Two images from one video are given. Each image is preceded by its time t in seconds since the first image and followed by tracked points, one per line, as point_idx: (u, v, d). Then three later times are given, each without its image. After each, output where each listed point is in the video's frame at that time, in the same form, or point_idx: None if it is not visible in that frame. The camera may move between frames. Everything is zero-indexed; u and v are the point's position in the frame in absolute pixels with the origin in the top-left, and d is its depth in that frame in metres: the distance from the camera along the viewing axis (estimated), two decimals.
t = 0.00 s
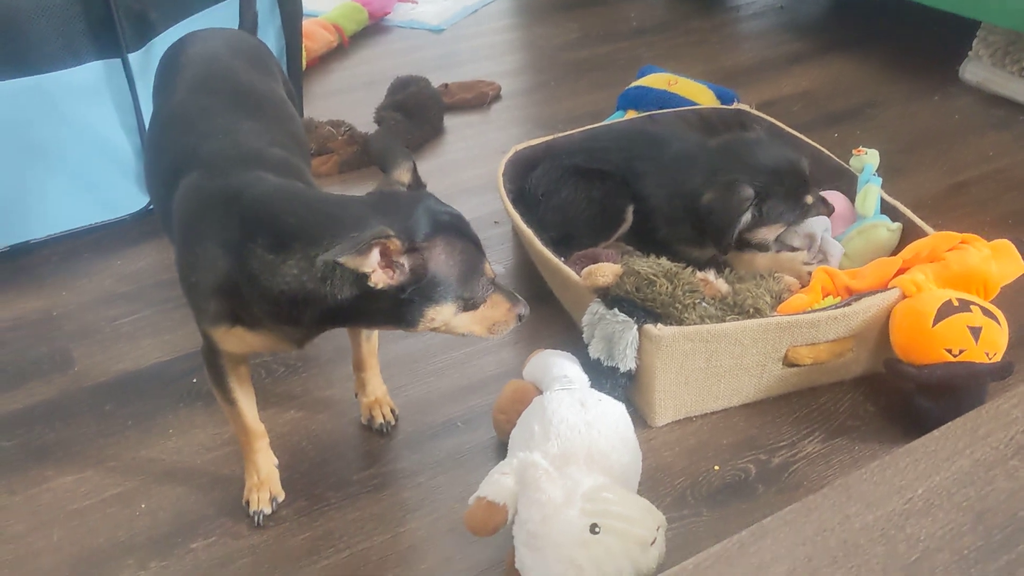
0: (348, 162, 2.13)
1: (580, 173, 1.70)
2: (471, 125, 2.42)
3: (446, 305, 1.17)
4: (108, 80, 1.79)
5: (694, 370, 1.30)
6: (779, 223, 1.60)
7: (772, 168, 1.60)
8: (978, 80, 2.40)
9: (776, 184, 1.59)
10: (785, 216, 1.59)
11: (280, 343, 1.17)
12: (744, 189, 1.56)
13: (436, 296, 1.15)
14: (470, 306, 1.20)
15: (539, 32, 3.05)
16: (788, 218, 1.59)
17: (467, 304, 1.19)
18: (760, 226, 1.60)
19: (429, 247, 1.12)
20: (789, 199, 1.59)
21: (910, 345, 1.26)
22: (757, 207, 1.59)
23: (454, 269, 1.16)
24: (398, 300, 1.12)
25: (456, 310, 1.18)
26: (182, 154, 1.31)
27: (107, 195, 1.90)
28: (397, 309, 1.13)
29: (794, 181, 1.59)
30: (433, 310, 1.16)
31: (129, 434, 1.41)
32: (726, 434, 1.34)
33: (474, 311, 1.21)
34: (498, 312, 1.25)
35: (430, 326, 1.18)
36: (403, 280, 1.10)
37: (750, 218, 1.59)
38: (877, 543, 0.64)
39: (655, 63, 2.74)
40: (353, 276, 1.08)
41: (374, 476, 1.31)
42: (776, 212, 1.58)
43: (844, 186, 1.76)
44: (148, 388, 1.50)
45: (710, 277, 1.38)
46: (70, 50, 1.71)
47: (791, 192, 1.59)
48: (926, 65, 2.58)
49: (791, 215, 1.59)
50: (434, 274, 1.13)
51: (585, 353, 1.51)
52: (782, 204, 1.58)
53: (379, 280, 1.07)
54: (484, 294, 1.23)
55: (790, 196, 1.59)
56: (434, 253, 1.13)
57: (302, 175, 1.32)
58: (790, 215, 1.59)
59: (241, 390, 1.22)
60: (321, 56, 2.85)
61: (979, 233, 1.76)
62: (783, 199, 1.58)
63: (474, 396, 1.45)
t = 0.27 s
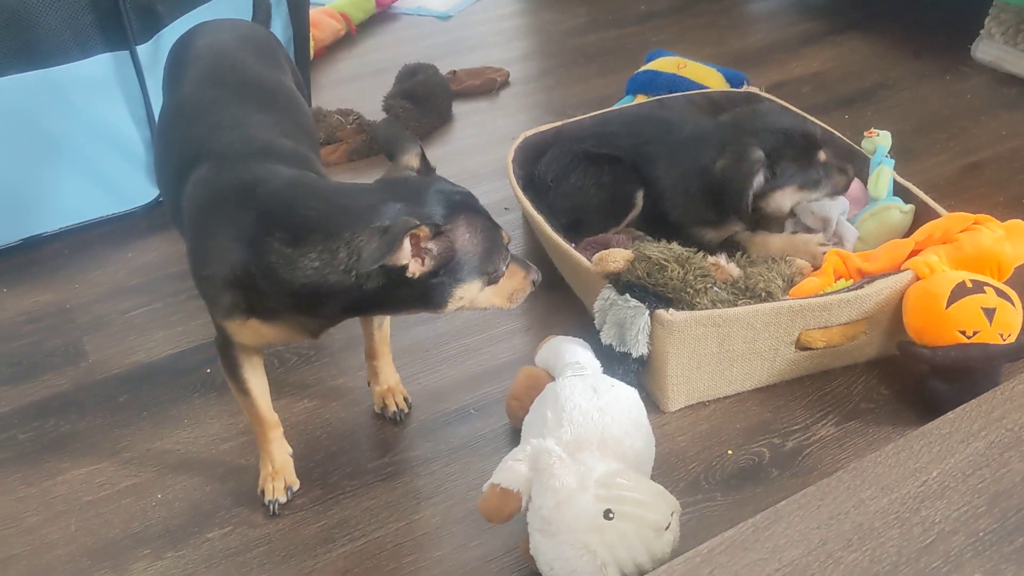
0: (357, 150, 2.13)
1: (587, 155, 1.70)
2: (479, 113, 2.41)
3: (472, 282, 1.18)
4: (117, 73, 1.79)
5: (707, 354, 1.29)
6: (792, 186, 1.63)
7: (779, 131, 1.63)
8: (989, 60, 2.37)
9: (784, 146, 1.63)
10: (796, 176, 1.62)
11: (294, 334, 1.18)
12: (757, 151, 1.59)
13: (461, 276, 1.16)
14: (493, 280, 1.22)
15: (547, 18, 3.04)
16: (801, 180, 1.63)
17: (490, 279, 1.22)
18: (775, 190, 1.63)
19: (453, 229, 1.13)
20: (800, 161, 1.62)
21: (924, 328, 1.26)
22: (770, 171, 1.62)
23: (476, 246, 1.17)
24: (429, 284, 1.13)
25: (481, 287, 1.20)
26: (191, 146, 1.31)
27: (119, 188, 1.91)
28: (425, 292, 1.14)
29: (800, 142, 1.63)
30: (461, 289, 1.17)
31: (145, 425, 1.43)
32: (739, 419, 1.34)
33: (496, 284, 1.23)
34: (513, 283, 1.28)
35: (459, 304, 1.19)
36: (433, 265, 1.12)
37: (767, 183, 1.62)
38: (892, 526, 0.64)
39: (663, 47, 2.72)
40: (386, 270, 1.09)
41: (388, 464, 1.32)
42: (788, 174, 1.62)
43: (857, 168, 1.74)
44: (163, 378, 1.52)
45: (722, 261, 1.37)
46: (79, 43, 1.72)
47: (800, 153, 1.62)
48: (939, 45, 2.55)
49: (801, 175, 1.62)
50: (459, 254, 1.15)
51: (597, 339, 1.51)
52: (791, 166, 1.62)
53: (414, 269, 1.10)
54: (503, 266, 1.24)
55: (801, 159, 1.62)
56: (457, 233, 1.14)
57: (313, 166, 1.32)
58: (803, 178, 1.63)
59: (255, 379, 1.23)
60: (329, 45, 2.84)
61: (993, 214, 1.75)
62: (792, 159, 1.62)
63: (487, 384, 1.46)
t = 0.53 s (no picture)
0: (357, 147, 2.12)
1: (582, 149, 1.72)
2: (479, 108, 2.41)
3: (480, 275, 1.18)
4: (117, 71, 1.79)
5: (709, 348, 1.29)
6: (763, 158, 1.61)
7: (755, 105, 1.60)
8: (991, 50, 2.37)
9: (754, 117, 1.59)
10: (767, 146, 1.60)
11: (298, 331, 1.17)
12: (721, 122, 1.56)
13: (470, 268, 1.16)
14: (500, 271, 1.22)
15: (546, 13, 3.03)
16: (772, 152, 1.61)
17: (498, 271, 1.22)
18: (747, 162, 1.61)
19: (461, 222, 1.13)
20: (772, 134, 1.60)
21: (926, 320, 1.25)
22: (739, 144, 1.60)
23: (483, 239, 1.18)
24: (439, 278, 1.14)
25: (489, 279, 1.21)
26: (192, 145, 1.31)
27: (119, 186, 1.91)
28: (435, 285, 1.14)
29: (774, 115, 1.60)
30: (471, 281, 1.18)
31: (147, 423, 1.43)
32: (742, 413, 1.34)
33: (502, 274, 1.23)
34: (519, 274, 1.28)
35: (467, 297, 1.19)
36: (443, 258, 1.12)
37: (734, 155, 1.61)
38: (896, 518, 0.64)
39: (663, 40, 2.71)
40: (397, 267, 1.08)
41: (391, 460, 1.32)
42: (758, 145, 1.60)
43: (858, 160, 1.74)
44: (166, 376, 1.52)
45: (724, 254, 1.37)
46: (79, 42, 1.72)
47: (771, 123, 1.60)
48: (940, 36, 2.54)
49: (772, 144, 1.60)
50: (468, 248, 1.15)
51: (599, 333, 1.51)
52: (761, 134, 1.60)
53: (426, 264, 1.11)
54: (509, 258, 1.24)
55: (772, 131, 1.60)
56: (466, 226, 1.14)
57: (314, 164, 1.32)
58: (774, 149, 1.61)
59: (258, 376, 1.23)
60: (328, 41, 2.84)
61: (995, 205, 1.74)
62: (760, 128, 1.59)
63: (489, 379, 1.46)
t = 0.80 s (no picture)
0: (352, 146, 2.12)
1: (576, 146, 1.73)
2: (474, 107, 2.41)
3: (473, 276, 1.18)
4: (111, 71, 1.78)
5: (703, 347, 1.30)
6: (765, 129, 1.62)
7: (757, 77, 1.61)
8: (984, 49, 2.37)
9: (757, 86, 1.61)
10: (767, 113, 1.61)
11: (293, 331, 1.17)
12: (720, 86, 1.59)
13: (460, 268, 1.16)
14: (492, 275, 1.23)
15: (540, 12, 3.03)
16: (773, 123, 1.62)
17: (489, 272, 1.22)
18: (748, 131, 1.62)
19: (453, 221, 1.13)
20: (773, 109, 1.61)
21: (920, 319, 1.26)
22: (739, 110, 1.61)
23: (475, 239, 1.17)
24: (430, 278, 1.13)
25: (480, 280, 1.20)
26: (188, 145, 1.31)
27: (113, 186, 1.90)
28: (426, 286, 1.14)
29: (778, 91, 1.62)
30: (461, 282, 1.17)
31: (142, 423, 1.42)
32: (736, 411, 1.34)
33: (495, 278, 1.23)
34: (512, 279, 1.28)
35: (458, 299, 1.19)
36: (433, 257, 1.12)
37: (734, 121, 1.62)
38: (890, 516, 0.64)
39: (657, 40, 2.71)
40: (388, 265, 1.08)
41: (386, 460, 1.32)
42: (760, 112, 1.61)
43: (851, 159, 1.74)
44: (160, 377, 1.51)
45: (718, 254, 1.37)
46: (73, 42, 1.71)
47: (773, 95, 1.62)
48: (933, 35, 2.55)
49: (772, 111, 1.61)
50: (460, 247, 1.15)
51: (594, 332, 1.51)
52: (760, 102, 1.61)
53: (415, 261, 1.10)
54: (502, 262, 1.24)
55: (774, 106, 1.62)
56: (458, 225, 1.14)
57: (311, 164, 1.32)
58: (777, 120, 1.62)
59: (253, 375, 1.22)
60: (322, 41, 2.83)
61: (988, 203, 1.75)
62: (760, 95, 1.60)
63: (484, 378, 1.46)
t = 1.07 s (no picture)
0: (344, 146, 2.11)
1: (561, 149, 1.75)
2: (467, 107, 2.40)
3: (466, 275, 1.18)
4: (101, 70, 1.77)
5: (696, 347, 1.30)
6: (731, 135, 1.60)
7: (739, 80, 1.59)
8: (975, 50, 2.38)
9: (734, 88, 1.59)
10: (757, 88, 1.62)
11: (285, 332, 1.17)
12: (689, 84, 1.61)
13: (453, 266, 1.15)
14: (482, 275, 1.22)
15: (533, 12, 3.03)
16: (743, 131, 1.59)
17: (481, 271, 1.21)
18: (712, 134, 1.61)
19: (445, 221, 1.13)
20: (747, 117, 1.58)
21: (912, 318, 1.26)
22: (709, 111, 1.60)
23: (466, 239, 1.17)
24: (422, 277, 1.13)
25: (472, 279, 1.19)
26: (179, 145, 1.30)
27: (104, 186, 1.89)
28: (417, 286, 1.13)
29: (757, 98, 1.58)
30: (453, 281, 1.16)
31: (133, 424, 1.41)
32: (729, 412, 1.34)
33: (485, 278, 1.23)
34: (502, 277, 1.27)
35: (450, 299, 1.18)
36: (425, 257, 1.12)
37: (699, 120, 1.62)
38: (883, 516, 0.64)
39: (650, 40, 2.72)
40: (380, 265, 1.08)
41: (378, 460, 1.32)
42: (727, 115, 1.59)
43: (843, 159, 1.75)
44: (151, 378, 1.50)
45: (710, 254, 1.37)
46: (63, 41, 1.70)
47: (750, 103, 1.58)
48: (924, 36, 2.56)
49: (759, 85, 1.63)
50: (451, 246, 1.15)
51: (586, 332, 1.51)
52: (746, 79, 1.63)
53: (408, 260, 1.10)
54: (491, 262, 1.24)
55: (747, 115, 1.58)
56: (448, 225, 1.14)
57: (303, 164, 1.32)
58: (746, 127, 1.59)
59: (243, 376, 1.22)
60: (314, 40, 2.82)
61: (979, 204, 1.76)
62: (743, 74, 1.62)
63: (477, 378, 1.45)
